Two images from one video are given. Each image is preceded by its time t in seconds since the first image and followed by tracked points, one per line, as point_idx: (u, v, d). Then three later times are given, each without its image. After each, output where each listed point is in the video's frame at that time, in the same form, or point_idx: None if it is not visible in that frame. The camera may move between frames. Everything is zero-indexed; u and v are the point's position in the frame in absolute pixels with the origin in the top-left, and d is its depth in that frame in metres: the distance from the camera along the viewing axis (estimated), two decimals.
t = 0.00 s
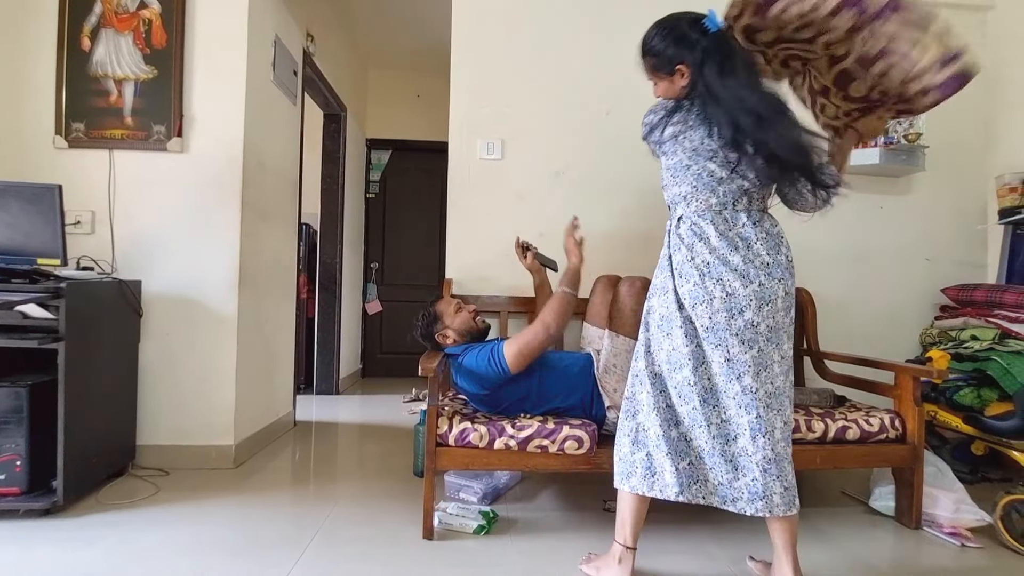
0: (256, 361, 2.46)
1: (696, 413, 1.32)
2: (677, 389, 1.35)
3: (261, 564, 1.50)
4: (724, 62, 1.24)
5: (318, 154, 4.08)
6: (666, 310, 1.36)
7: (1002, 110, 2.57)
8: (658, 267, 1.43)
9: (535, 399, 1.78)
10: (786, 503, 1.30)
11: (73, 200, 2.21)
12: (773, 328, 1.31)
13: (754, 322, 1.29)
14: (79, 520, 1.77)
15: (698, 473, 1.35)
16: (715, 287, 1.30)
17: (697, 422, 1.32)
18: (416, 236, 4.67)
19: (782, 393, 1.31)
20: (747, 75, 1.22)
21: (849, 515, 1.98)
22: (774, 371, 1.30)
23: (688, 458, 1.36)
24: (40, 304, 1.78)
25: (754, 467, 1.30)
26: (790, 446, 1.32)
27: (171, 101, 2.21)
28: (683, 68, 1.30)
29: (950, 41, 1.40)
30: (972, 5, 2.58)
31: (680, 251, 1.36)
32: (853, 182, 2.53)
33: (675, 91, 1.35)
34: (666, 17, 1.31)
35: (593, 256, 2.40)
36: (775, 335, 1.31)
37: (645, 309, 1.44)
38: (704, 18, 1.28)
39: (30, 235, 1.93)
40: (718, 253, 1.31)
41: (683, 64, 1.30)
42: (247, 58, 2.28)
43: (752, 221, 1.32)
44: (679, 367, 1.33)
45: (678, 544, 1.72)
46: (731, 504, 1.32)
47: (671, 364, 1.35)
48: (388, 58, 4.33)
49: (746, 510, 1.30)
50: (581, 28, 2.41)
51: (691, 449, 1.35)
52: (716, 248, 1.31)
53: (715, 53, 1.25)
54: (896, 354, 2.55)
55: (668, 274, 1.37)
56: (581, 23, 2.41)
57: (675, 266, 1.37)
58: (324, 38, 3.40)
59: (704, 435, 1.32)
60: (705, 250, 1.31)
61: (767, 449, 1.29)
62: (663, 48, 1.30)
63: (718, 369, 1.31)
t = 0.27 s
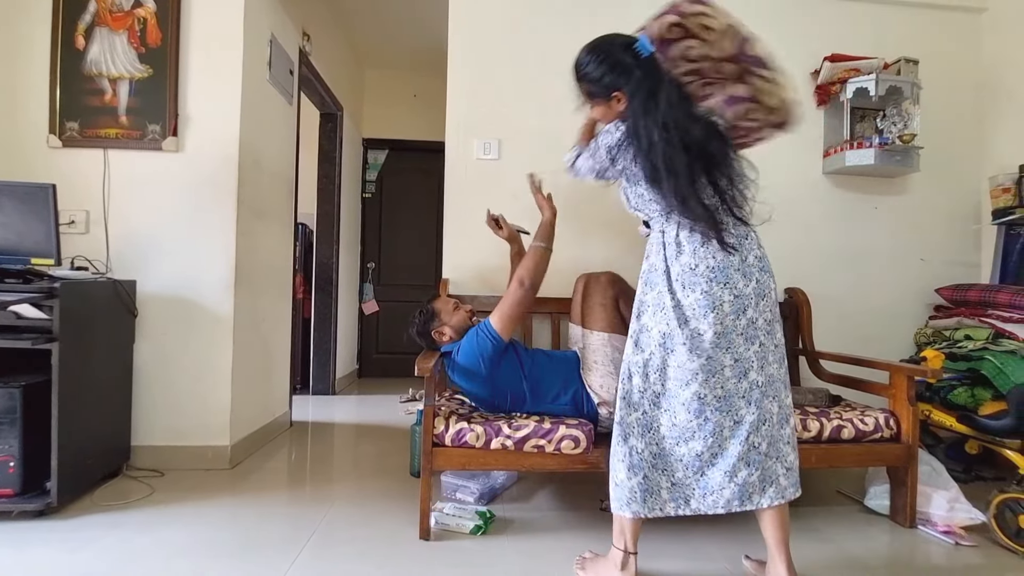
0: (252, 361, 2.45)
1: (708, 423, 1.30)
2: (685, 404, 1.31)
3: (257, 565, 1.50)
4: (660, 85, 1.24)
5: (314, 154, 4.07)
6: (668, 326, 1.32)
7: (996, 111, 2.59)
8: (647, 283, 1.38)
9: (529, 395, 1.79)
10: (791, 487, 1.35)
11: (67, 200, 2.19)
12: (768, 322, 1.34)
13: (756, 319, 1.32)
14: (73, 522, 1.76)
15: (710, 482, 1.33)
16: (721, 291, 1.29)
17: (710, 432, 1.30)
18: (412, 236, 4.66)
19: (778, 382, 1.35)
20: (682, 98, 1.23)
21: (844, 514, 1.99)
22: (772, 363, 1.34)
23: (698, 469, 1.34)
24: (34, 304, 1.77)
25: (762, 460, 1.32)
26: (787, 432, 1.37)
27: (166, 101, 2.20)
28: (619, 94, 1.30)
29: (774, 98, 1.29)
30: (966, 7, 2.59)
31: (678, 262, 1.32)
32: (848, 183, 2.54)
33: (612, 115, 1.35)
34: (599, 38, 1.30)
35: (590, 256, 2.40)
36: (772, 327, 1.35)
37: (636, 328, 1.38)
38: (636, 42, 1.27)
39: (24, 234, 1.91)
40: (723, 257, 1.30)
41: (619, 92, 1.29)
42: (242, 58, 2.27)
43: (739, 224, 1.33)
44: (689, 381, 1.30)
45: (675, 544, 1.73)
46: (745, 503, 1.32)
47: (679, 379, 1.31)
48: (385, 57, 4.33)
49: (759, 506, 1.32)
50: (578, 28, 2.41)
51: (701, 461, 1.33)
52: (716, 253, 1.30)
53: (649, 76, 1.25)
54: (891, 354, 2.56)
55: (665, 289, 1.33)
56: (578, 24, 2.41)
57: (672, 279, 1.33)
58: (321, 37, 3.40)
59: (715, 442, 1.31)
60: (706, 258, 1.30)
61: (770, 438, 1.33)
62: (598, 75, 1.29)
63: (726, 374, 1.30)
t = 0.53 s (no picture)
0: (248, 361, 2.44)
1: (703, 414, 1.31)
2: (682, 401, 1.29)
3: (253, 566, 1.50)
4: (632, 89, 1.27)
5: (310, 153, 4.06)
6: (658, 323, 1.30)
7: (990, 113, 2.60)
8: (631, 283, 1.36)
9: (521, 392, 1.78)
10: (789, 473, 1.37)
11: (62, 199, 2.18)
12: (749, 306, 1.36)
13: (741, 306, 1.33)
14: (68, 523, 1.75)
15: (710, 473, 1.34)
16: (707, 282, 1.30)
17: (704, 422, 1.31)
18: (409, 236, 4.66)
19: (771, 368, 1.36)
20: (648, 108, 1.29)
21: (840, 513, 2.00)
22: (762, 349, 1.35)
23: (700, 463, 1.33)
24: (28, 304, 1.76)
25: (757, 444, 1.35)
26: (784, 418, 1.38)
27: (161, 100, 2.19)
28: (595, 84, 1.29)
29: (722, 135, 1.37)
30: (961, 9, 2.61)
31: (663, 257, 1.31)
32: (844, 183, 2.55)
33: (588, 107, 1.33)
34: (580, 34, 1.30)
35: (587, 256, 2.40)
36: (761, 314, 1.36)
37: (626, 331, 1.35)
38: (617, 39, 1.29)
39: (18, 234, 1.90)
40: (706, 249, 1.31)
41: (595, 83, 1.28)
42: (238, 57, 2.26)
43: (715, 214, 1.35)
44: (683, 377, 1.28)
45: (672, 543, 1.73)
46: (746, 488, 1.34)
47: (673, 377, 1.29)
48: (381, 57, 4.32)
49: (756, 489, 1.35)
50: (575, 29, 2.42)
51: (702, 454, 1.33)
52: (699, 243, 1.31)
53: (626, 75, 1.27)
54: (886, 354, 2.58)
55: (653, 286, 1.32)
56: (575, 25, 2.42)
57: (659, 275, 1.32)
58: (317, 37, 3.39)
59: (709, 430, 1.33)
60: (691, 249, 1.31)
61: (764, 422, 1.35)
62: (581, 63, 1.28)
63: (713, 362, 1.32)
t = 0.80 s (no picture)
0: (245, 362, 2.44)
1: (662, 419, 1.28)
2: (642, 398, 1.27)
3: (250, 568, 1.49)
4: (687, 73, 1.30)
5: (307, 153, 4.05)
6: (636, 314, 1.29)
7: (985, 113, 2.62)
8: (628, 270, 1.35)
9: (517, 393, 1.79)
10: (746, 500, 1.33)
11: (57, 199, 2.17)
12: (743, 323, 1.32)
13: (728, 321, 1.29)
14: (63, 524, 1.74)
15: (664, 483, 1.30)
16: (694, 287, 1.27)
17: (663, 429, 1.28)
18: (406, 236, 4.65)
19: (745, 392, 1.32)
20: (699, 85, 1.31)
21: (836, 512, 2.00)
22: (742, 371, 1.31)
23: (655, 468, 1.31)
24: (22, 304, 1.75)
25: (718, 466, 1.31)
26: (751, 445, 1.34)
27: (157, 99, 2.19)
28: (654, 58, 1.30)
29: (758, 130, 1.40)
30: (956, 10, 2.62)
31: (657, 250, 1.30)
32: (839, 183, 2.56)
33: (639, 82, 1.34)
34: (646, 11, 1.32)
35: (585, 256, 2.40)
36: (747, 334, 1.33)
37: (614, 314, 1.36)
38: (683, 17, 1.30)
39: (13, 233, 1.89)
40: (699, 254, 1.28)
41: (655, 53, 1.30)
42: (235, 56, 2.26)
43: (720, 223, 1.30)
44: (648, 373, 1.26)
45: (669, 543, 1.73)
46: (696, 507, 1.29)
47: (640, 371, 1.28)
48: (378, 56, 4.31)
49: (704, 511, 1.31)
50: (572, 29, 2.42)
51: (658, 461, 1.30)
52: (694, 246, 1.28)
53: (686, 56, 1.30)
54: (881, 354, 2.59)
55: (643, 276, 1.31)
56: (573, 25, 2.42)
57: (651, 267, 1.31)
58: (314, 36, 3.38)
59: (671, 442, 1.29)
60: (683, 249, 1.29)
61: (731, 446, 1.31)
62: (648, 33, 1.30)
63: (688, 371, 1.28)
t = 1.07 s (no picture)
0: (242, 362, 2.43)
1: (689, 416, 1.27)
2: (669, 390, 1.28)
3: (247, 568, 1.49)
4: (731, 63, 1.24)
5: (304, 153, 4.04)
6: (663, 308, 1.30)
7: (981, 114, 2.63)
8: (647, 264, 1.36)
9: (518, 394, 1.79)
10: (759, 500, 1.33)
11: (52, 199, 2.16)
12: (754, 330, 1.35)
13: (744, 325, 1.32)
14: (58, 526, 1.73)
15: (680, 479, 1.30)
16: (715, 287, 1.29)
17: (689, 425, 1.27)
18: (403, 236, 4.65)
19: (749, 393, 1.35)
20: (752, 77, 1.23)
21: (832, 511, 2.01)
22: (746, 372, 1.34)
23: (672, 463, 1.30)
24: (17, 305, 1.74)
25: (731, 467, 1.30)
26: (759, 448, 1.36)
27: (153, 98, 2.18)
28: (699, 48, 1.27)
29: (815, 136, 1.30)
30: (952, 11, 2.63)
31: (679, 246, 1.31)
32: (836, 183, 2.57)
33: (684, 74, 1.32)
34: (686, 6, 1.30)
35: (583, 256, 2.41)
36: (754, 337, 1.35)
37: (635, 307, 1.36)
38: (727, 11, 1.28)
39: (8, 233, 1.88)
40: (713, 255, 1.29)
41: (699, 46, 1.27)
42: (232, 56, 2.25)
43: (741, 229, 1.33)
44: (676, 366, 1.27)
45: (667, 543, 1.73)
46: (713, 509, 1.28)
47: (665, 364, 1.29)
48: (376, 56, 4.30)
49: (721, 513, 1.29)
50: (570, 29, 2.42)
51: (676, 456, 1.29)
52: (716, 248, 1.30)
53: (734, 42, 1.24)
54: (877, 353, 2.60)
55: (666, 270, 1.31)
56: (570, 25, 2.42)
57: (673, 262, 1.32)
58: (311, 36, 3.37)
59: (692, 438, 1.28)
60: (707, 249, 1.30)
61: (740, 446, 1.32)
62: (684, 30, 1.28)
63: (707, 371, 1.29)
